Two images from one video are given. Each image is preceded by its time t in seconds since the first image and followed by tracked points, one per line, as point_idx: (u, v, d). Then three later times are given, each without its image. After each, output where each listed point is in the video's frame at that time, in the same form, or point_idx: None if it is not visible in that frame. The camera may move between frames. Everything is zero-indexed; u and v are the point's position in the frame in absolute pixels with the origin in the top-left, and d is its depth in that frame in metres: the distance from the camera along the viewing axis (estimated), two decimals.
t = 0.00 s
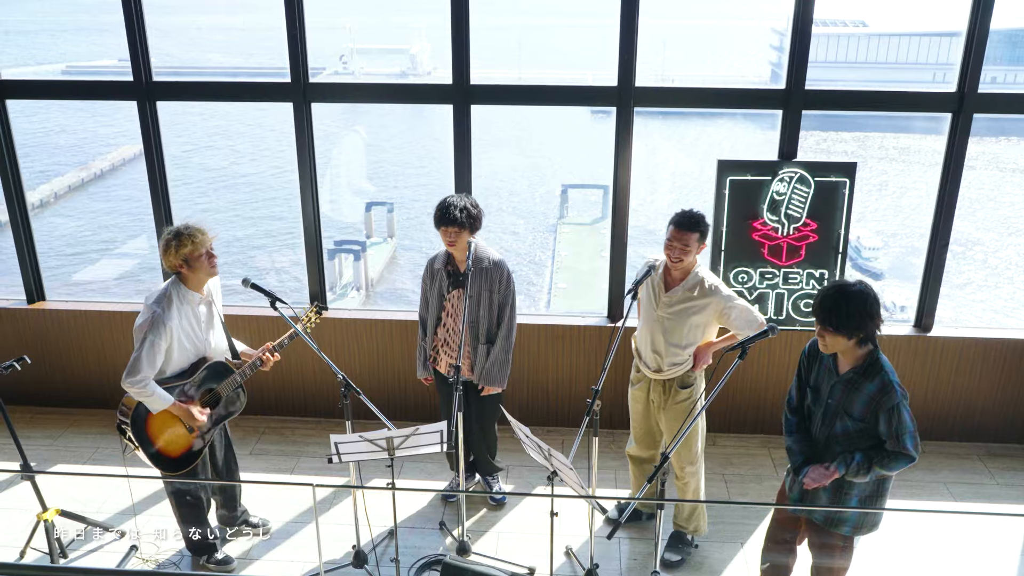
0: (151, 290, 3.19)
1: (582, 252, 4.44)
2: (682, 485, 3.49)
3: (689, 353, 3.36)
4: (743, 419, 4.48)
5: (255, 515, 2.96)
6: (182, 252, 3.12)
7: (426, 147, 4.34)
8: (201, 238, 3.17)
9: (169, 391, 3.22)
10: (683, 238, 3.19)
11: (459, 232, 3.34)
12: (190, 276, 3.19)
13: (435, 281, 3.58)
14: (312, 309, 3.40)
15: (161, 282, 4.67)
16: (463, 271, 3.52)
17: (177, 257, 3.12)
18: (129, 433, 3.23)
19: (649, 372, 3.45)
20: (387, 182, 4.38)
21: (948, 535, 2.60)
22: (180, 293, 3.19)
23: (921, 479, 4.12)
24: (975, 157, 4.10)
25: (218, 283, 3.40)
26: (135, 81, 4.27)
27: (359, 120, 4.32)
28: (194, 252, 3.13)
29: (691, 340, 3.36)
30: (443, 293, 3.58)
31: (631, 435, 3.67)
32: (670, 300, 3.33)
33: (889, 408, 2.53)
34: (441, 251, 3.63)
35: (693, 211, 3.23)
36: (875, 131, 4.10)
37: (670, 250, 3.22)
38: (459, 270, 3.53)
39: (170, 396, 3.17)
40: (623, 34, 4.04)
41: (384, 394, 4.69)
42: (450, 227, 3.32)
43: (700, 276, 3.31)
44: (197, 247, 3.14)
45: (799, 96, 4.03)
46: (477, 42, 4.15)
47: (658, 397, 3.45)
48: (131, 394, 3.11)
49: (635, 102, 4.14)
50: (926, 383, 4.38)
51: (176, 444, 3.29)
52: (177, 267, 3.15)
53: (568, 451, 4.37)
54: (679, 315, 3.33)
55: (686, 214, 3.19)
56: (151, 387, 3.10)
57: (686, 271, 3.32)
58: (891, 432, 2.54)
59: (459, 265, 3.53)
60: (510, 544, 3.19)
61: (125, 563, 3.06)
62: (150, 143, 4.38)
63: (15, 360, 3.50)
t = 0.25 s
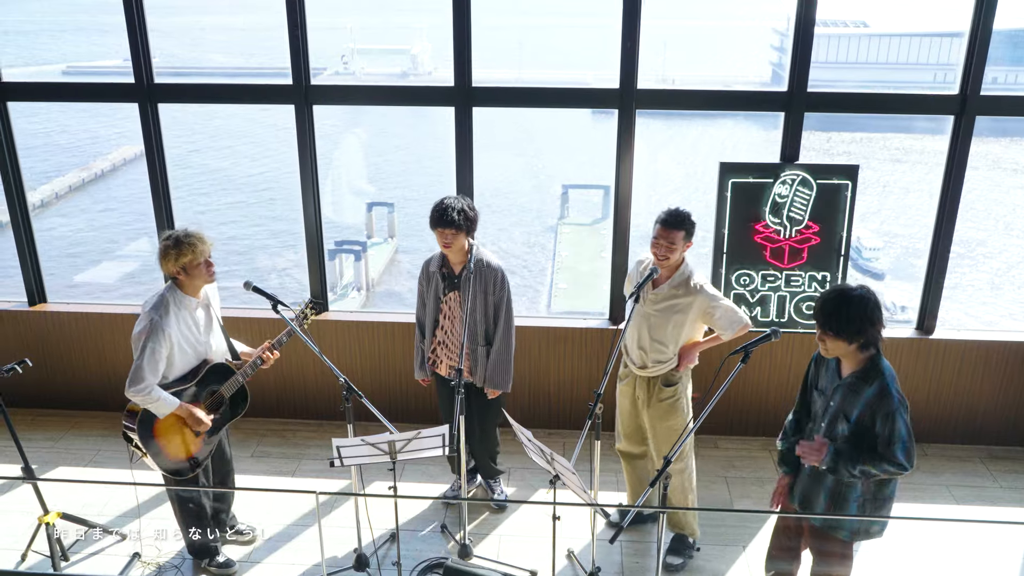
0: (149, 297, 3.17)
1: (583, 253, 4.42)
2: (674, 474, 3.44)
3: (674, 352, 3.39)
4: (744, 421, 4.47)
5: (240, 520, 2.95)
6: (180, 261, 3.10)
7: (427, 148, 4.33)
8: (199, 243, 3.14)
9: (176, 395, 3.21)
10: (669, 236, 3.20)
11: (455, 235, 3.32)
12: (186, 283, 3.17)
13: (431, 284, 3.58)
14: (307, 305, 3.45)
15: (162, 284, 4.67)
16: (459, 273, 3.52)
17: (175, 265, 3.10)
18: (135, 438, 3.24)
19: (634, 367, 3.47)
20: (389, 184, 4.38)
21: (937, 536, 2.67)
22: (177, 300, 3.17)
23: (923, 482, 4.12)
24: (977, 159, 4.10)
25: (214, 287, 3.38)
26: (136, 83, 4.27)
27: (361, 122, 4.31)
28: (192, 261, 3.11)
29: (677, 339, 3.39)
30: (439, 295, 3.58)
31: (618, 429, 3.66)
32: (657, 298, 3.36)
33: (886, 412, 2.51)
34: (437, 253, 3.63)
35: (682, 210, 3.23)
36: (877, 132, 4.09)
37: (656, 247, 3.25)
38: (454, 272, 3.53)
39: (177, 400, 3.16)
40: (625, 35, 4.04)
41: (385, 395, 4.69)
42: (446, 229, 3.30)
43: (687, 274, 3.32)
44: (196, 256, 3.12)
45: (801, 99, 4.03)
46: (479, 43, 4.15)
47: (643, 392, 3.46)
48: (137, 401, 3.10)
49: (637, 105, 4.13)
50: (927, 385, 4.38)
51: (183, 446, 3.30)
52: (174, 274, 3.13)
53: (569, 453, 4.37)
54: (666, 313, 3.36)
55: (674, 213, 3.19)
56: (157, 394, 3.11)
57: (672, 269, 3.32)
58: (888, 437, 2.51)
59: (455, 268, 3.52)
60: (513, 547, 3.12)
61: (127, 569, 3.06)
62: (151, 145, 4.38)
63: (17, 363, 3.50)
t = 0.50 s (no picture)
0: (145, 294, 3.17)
1: (581, 252, 4.40)
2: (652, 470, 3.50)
3: (661, 349, 3.40)
4: (743, 422, 4.47)
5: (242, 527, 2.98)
6: (173, 254, 3.09)
7: (425, 148, 4.32)
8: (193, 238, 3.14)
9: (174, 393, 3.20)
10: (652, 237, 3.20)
11: (449, 237, 3.31)
12: (180, 279, 3.16)
13: (425, 287, 3.57)
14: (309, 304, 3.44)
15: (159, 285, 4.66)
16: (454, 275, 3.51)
17: (167, 260, 3.10)
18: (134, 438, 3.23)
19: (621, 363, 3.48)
20: (387, 184, 4.37)
21: (932, 540, 2.69)
22: (172, 296, 3.16)
23: (922, 482, 4.11)
24: (976, 159, 4.09)
25: (213, 285, 3.37)
26: (133, 84, 4.26)
27: (358, 122, 4.30)
28: (186, 255, 3.11)
29: (663, 338, 3.39)
30: (435, 298, 3.57)
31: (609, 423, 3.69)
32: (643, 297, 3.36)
33: (870, 413, 2.50)
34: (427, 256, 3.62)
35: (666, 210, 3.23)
36: (875, 132, 4.08)
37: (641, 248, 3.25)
38: (451, 274, 3.51)
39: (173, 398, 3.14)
40: (623, 35, 4.03)
41: (383, 396, 4.68)
42: (440, 229, 3.29)
43: (675, 274, 3.32)
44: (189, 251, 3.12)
45: (800, 99, 4.02)
46: (477, 43, 4.14)
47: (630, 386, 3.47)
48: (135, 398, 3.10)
49: (635, 105, 4.13)
50: (927, 385, 4.37)
51: (184, 445, 3.28)
52: (167, 269, 3.13)
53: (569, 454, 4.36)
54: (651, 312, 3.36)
55: (656, 216, 3.19)
56: (152, 390, 3.09)
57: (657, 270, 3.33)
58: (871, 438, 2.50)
59: (450, 270, 3.51)
60: (512, 549, 3.06)
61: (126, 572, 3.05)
62: (148, 145, 4.37)
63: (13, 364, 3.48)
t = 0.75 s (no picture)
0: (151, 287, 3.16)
1: (579, 251, 4.38)
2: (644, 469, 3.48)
3: (656, 347, 3.40)
4: (743, 421, 4.46)
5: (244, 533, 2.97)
6: (180, 248, 3.08)
7: (423, 148, 4.30)
8: (200, 233, 3.13)
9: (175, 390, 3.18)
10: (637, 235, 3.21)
11: (449, 237, 3.30)
12: (186, 273, 3.15)
13: (422, 290, 3.54)
14: (317, 304, 3.39)
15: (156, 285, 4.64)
16: (456, 276, 3.51)
17: (172, 252, 3.08)
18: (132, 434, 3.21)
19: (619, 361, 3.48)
20: (385, 183, 4.35)
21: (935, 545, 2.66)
22: (177, 289, 3.15)
23: (922, 482, 4.11)
24: (976, 158, 4.08)
25: (219, 282, 3.35)
26: (129, 83, 4.24)
27: (356, 122, 4.29)
28: (192, 249, 3.09)
29: (659, 335, 3.39)
30: (433, 301, 3.54)
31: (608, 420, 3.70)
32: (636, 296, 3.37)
33: (853, 409, 2.50)
34: (420, 259, 3.56)
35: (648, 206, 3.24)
36: (874, 130, 4.07)
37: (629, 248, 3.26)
38: (451, 276, 3.50)
39: (174, 394, 3.13)
40: (622, 34, 4.02)
41: (382, 397, 4.66)
42: (441, 231, 3.27)
43: (667, 269, 3.31)
44: (196, 245, 3.10)
45: (799, 98, 4.02)
46: (475, 42, 4.12)
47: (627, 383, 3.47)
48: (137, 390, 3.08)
49: (634, 104, 4.12)
50: (926, 384, 4.37)
51: (181, 444, 3.26)
52: (171, 261, 3.11)
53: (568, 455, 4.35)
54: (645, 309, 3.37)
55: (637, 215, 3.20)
56: (157, 383, 3.08)
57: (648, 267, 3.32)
58: (847, 432, 2.50)
59: (450, 271, 3.50)
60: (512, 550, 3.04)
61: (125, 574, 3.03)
62: (145, 145, 4.35)
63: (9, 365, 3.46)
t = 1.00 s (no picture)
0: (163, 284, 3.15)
1: (577, 250, 4.37)
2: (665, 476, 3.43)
3: (662, 345, 3.38)
4: (742, 421, 4.45)
5: (242, 536, 2.96)
6: (192, 251, 3.06)
7: (421, 147, 4.29)
8: (217, 236, 3.10)
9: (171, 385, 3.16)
10: (635, 234, 3.20)
11: (455, 235, 3.30)
12: (196, 274, 3.13)
13: (420, 291, 3.52)
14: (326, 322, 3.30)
15: (154, 286, 4.62)
16: (455, 277, 3.52)
17: (186, 253, 3.06)
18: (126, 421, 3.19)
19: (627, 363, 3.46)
20: (383, 183, 4.34)
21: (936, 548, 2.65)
22: (187, 289, 3.13)
23: (922, 483, 4.10)
24: (975, 157, 4.07)
25: (232, 284, 3.33)
26: (126, 83, 4.23)
27: (354, 122, 4.27)
28: (205, 251, 3.07)
29: (665, 335, 3.37)
30: (433, 301, 3.53)
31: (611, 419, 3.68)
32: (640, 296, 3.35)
33: (845, 407, 2.50)
34: (413, 262, 3.56)
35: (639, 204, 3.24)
36: (873, 130, 4.06)
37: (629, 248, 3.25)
38: (449, 276, 3.50)
39: (169, 390, 3.10)
40: (622, 33, 4.00)
41: (380, 397, 4.65)
42: (449, 229, 3.28)
43: (666, 266, 3.29)
44: (211, 249, 3.08)
45: (799, 97, 4.01)
46: (474, 42, 4.11)
47: (637, 386, 3.45)
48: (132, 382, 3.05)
49: (633, 103, 4.10)
50: (926, 384, 4.36)
51: (175, 438, 3.24)
52: (184, 261, 3.09)
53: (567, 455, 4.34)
54: (649, 309, 3.35)
55: (630, 213, 3.20)
56: (151, 377, 3.05)
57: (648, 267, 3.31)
58: (835, 428, 2.51)
59: (449, 271, 3.50)
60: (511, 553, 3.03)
61: None
62: (141, 145, 4.33)
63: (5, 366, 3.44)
